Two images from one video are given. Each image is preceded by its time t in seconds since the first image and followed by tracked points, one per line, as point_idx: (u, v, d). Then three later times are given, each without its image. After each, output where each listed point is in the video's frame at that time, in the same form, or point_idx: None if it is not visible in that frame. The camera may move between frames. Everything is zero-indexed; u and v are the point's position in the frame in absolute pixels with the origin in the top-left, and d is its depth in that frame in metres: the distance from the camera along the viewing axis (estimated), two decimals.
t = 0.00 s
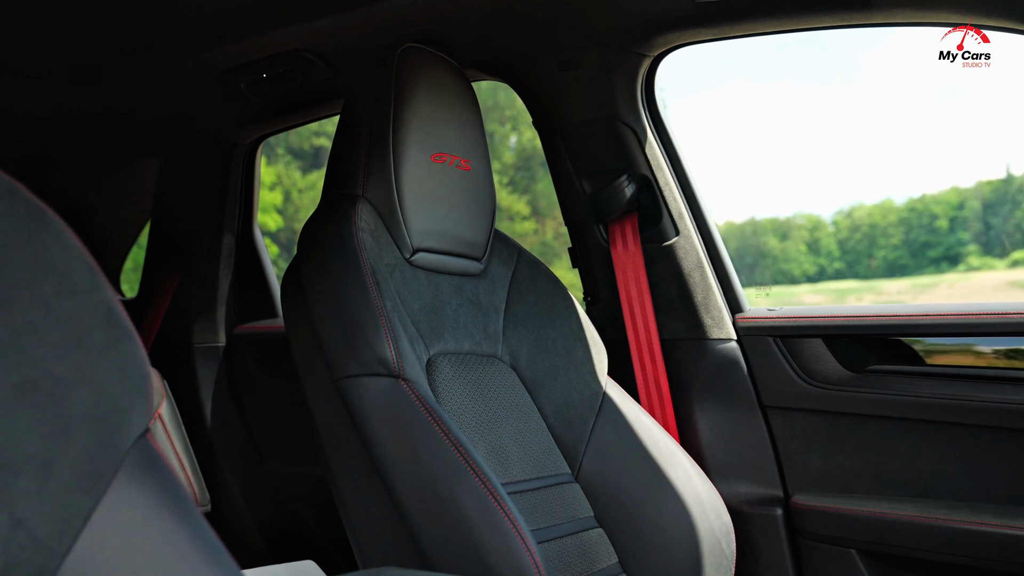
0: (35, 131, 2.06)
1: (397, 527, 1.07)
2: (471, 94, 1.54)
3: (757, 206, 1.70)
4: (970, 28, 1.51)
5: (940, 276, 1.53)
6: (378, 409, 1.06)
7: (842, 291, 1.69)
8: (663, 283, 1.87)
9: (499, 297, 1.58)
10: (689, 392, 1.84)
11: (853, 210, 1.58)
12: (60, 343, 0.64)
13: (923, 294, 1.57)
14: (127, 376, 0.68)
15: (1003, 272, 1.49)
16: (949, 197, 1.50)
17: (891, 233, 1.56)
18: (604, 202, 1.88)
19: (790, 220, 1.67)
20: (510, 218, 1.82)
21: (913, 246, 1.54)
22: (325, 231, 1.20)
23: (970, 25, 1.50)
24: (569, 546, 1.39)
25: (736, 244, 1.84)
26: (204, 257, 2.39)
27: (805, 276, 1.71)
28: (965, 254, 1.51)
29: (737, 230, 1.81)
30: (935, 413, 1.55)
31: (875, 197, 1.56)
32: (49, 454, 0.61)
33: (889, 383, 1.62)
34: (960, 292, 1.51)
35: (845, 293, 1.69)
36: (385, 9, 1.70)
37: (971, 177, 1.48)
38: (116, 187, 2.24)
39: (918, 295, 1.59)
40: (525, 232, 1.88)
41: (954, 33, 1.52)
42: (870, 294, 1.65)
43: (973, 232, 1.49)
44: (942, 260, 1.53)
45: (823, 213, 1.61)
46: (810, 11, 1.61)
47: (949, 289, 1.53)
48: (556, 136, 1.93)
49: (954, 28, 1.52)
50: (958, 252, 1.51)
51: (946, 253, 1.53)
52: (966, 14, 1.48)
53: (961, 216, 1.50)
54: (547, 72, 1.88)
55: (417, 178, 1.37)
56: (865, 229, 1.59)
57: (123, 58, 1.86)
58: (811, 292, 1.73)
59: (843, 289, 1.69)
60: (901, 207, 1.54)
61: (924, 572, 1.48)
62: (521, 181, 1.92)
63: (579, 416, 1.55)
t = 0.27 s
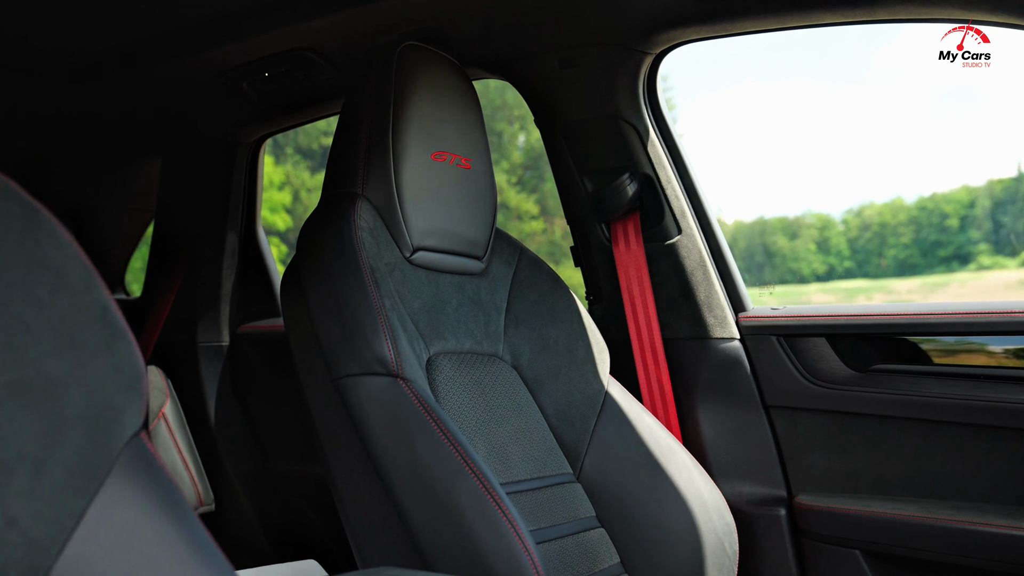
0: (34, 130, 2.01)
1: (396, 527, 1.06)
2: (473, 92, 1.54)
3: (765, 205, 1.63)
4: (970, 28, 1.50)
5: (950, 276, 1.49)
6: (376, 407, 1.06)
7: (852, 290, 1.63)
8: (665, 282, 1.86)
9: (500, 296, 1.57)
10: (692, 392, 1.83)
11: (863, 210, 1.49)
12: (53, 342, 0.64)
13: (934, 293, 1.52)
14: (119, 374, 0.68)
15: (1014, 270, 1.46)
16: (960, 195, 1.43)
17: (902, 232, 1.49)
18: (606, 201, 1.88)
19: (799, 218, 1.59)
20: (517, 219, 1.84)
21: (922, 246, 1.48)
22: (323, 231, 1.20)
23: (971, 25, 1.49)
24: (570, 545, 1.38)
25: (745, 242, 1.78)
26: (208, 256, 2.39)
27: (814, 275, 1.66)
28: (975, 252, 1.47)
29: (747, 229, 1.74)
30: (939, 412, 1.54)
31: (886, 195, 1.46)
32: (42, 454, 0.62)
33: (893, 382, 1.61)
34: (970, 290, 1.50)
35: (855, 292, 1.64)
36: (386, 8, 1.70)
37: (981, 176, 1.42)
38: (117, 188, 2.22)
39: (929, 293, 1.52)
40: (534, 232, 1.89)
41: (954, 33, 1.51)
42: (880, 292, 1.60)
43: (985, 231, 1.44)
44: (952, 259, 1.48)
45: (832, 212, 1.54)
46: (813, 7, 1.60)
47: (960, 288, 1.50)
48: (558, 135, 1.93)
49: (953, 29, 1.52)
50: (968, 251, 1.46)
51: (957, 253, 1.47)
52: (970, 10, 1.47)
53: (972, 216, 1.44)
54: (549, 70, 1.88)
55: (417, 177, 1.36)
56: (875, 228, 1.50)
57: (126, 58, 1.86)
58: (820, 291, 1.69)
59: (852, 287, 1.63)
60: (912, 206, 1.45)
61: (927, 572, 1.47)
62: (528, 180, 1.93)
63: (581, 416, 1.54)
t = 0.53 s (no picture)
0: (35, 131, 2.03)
1: (392, 527, 1.06)
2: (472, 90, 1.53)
3: (771, 205, 1.60)
4: (970, 29, 1.49)
5: (957, 275, 1.47)
6: (372, 407, 1.05)
7: (858, 289, 1.61)
8: (665, 281, 1.86)
9: (499, 295, 1.57)
10: (692, 391, 1.83)
11: (870, 209, 1.48)
12: (44, 342, 0.64)
13: (940, 294, 1.49)
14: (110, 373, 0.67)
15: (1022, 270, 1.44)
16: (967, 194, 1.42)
17: (908, 231, 1.48)
18: (606, 199, 1.88)
19: (805, 218, 1.57)
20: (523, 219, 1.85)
21: (929, 245, 1.46)
22: (320, 230, 1.19)
23: (971, 25, 1.48)
24: (568, 545, 1.37)
25: (749, 242, 1.74)
26: (208, 255, 2.39)
27: (822, 274, 1.63)
28: (981, 250, 1.45)
29: (752, 228, 1.70)
30: (939, 412, 1.53)
31: (892, 193, 1.45)
32: (32, 453, 0.61)
33: (893, 381, 1.60)
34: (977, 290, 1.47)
35: (861, 291, 1.61)
36: (385, 6, 1.69)
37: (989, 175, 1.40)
38: (117, 188, 2.23)
39: (935, 292, 1.49)
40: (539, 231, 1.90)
41: (954, 33, 1.50)
42: (886, 292, 1.57)
43: (992, 229, 1.42)
44: (959, 258, 1.46)
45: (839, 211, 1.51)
46: (814, 5, 1.59)
47: (966, 288, 1.48)
48: (558, 134, 1.93)
49: (954, 29, 1.51)
50: (975, 250, 1.45)
51: (963, 252, 1.45)
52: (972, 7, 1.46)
53: (979, 215, 1.43)
54: (549, 69, 1.87)
55: (415, 176, 1.36)
56: (882, 227, 1.49)
57: (126, 58, 1.87)
58: (826, 291, 1.66)
59: (859, 287, 1.60)
60: (919, 204, 1.44)
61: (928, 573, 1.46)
62: (532, 180, 1.94)
63: (580, 415, 1.53)
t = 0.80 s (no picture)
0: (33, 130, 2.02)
1: (385, 527, 1.05)
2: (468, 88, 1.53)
3: (774, 204, 1.59)
4: (970, 29, 1.48)
5: (962, 275, 1.48)
6: (366, 406, 1.05)
7: (864, 288, 1.60)
8: (663, 280, 1.85)
9: (495, 294, 1.56)
10: (689, 391, 1.82)
11: (875, 208, 1.49)
12: (31, 340, 0.63)
13: (945, 293, 1.49)
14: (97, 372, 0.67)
15: None
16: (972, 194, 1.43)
17: (913, 231, 1.48)
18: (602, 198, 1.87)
19: (809, 217, 1.56)
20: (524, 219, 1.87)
21: (935, 244, 1.47)
22: (315, 228, 1.19)
23: (971, 25, 1.48)
24: (564, 545, 1.37)
25: (754, 242, 1.71)
26: (206, 254, 2.38)
27: (827, 274, 1.60)
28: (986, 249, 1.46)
29: (755, 227, 1.67)
30: (939, 411, 1.53)
31: (897, 193, 1.46)
32: (18, 452, 0.61)
33: (891, 380, 1.60)
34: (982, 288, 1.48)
35: (867, 291, 1.61)
36: (381, 4, 1.69)
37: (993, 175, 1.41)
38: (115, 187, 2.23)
39: (939, 292, 1.50)
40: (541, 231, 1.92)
41: (954, 33, 1.49)
42: (891, 291, 1.57)
43: (996, 229, 1.43)
44: (964, 257, 1.47)
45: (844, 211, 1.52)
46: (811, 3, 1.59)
47: (971, 287, 1.49)
48: (555, 133, 1.93)
49: (954, 29, 1.50)
50: (980, 249, 1.46)
51: (968, 251, 1.46)
52: (969, 5, 1.45)
53: (984, 214, 1.44)
54: (546, 68, 1.87)
55: (411, 174, 1.36)
56: (887, 227, 1.50)
57: (123, 57, 1.86)
58: (832, 290, 1.63)
59: (864, 286, 1.60)
60: (924, 204, 1.44)
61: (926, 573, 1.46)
62: (535, 180, 1.95)
63: (577, 415, 1.53)
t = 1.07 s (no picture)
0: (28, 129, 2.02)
1: (377, 527, 1.05)
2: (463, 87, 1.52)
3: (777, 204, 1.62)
4: (970, 28, 1.46)
5: (965, 274, 1.49)
6: (358, 405, 1.05)
7: (867, 287, 1.60)
8: (659, 279, 1.85)
9: (490, 293, 1.56)
10: (685, 390, 1.82)
11: (878, 207, 1.51)
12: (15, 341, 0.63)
13: (948, 292, 1.51)
14: (82, 372, 0.67)
15: None
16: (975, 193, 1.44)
17: (916, 230, 1.50)
18: (598, 197, 1.87)
19: (813, 217, 1.59)
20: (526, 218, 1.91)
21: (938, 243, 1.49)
22: (307, 228, 1.18)
23: (970, 25, 1.45)
24: (558, 546, 1.36)
25: (756, 242, 1.73)
26: (201, 253, 2.38)
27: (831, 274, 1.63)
28: (990, 249, 1.46)
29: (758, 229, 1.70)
30: (936, 411, 1.52)
31: (901, 193, 1.48)
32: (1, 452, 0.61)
33: (887, 379, 1.59)
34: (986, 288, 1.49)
35: (870, 291, 1.61)
36: (374, 3, 1.68)
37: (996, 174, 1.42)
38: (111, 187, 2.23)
39: (942, 292, 1.52)
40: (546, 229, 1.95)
41: (954, 33, 1.47)
42: (895, 291, 1.58)
43: (999, 228, 1.43)
44: (967, 257, 1.48)
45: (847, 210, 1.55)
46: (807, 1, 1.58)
47: (974, 286, 1.50)
48: (553, 132, 1.93)
49: (953, 28, 1.47)
50: (983, 248, 1.46)
51: (971, 250, 1.47)
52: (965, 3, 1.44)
53: (987, 213, 1.44)
54: (541, 66, 1.86)
55: (404, 172, 1.35)
56: (890, 226, 1.52)
57: (118, 56, 1.86)
58: (834, 290, 1.65)
59: (867, 285, 1.61)
60: (927, 204, 1.47)
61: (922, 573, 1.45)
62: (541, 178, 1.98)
63: (572, 415, 1.52)
